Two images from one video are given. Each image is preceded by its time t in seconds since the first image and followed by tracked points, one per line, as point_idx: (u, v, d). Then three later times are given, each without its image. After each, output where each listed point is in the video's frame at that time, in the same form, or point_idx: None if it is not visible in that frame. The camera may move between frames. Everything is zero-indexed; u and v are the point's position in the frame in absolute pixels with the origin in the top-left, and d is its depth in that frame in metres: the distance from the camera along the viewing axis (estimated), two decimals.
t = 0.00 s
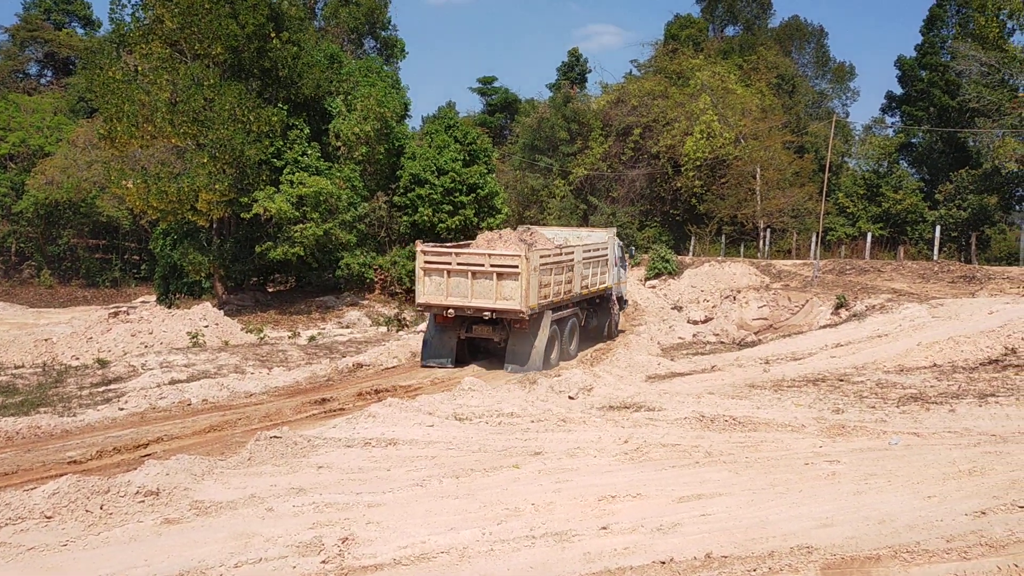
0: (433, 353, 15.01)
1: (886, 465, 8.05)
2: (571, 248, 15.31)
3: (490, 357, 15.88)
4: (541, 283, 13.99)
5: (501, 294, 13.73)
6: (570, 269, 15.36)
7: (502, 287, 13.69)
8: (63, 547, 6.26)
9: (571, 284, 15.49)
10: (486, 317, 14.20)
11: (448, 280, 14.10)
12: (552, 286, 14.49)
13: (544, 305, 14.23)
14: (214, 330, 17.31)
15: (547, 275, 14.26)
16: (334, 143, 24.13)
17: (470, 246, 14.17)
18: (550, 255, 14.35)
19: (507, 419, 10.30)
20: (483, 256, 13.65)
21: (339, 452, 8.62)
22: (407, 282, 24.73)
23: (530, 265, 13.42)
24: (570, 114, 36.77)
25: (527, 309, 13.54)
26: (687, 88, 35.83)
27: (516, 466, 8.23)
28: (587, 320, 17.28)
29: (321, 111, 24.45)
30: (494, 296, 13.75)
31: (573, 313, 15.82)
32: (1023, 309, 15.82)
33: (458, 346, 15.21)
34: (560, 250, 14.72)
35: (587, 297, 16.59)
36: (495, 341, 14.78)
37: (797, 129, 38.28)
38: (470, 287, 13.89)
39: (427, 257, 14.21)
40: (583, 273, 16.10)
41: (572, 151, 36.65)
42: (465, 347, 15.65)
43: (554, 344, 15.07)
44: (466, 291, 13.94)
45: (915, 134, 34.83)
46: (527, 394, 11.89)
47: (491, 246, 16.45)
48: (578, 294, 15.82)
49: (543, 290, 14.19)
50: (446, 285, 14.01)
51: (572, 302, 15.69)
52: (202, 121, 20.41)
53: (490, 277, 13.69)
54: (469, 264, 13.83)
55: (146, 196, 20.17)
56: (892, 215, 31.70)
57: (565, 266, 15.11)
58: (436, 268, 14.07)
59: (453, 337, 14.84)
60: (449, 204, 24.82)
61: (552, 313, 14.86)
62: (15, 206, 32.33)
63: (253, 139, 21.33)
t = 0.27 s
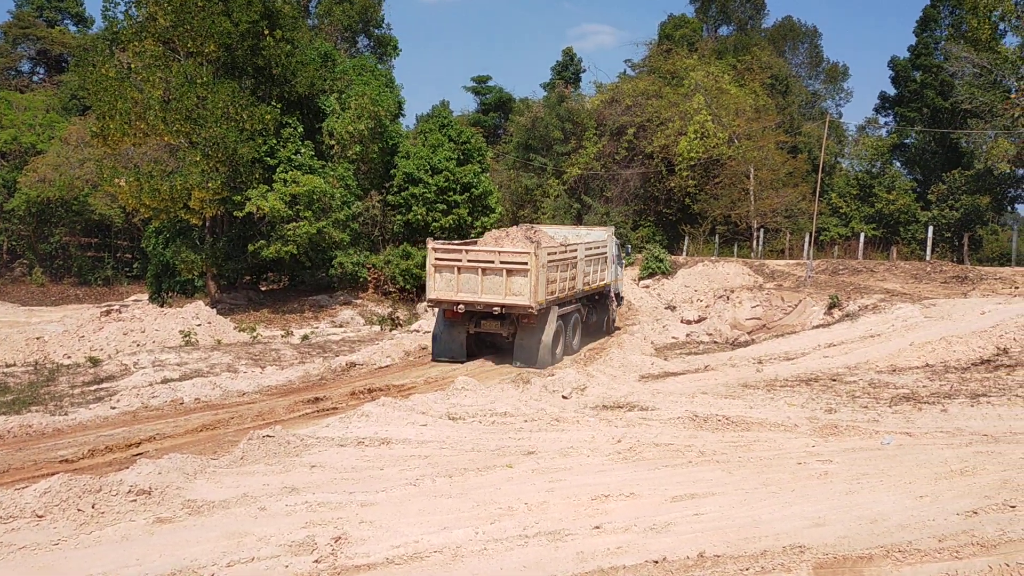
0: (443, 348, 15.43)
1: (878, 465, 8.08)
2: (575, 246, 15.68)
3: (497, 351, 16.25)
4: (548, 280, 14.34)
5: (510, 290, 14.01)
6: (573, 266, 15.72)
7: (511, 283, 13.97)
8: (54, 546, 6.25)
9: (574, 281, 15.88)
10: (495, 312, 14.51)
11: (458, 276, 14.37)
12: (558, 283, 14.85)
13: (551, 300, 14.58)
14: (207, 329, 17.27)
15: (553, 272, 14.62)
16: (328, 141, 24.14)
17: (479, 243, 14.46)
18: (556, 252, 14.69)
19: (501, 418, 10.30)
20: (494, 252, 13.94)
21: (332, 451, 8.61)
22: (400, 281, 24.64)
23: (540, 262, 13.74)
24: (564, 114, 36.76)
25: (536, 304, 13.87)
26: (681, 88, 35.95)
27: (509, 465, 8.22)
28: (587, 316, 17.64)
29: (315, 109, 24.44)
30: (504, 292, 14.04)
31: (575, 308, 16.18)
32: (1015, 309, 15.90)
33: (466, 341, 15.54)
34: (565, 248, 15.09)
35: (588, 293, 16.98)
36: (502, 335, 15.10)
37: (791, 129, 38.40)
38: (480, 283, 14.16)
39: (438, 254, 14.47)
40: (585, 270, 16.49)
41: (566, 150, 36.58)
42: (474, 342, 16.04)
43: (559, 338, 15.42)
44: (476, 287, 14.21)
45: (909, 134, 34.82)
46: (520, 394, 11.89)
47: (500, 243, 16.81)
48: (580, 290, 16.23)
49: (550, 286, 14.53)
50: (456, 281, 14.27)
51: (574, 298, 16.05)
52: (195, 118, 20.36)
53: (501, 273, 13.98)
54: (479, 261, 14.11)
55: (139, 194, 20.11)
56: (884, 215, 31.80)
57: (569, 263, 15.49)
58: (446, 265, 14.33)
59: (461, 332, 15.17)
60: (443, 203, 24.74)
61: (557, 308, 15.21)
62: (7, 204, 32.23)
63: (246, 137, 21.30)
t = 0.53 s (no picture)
0: (450, 344, 15.81)
1: (871, 464, 8.10)
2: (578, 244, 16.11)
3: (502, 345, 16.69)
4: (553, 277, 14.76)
5: (517, 287, 14.39)
6: (576, 264, 16.15)
7: (518, 280, 14.36)
8: (47, 545, 6.24)
9: (577, 279, 16.31)
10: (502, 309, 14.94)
11: (466, 274, 14.72)
12: (562, 280, 15.29)
13: (556, 297, 15.01)
14: (201, 328, 17.22)
15: (558, 269, 15.04)
16: (323, 140, 24.27)
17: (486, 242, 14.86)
18: (560, 251, 15.12)
19: (495, 418, 10.30)
20: (501, 251, 14.33)
21: (326, 450, 8.60)
22: (396, 280, 24.52)
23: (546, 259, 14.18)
24: (559, 113, 36.71)
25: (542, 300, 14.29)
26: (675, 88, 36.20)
27: (503, 464, 8.23)
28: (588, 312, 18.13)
29: (309, 108, 24.53)
30: (511, 289, 14.41)
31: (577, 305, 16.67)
32: (1007, 309, 15.96)
33: (473, 337, 15.96)
34: (569, 246, 15.52)
35: (589, 291, 17.43)
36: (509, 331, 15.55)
37: (785, 129, 38.52)
38: (488, 281, 14.54)
39: (447, 253, 14.82)
40: (586, 269, 16.93)
41: (561, 149, 36.48)
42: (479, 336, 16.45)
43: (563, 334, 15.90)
44: (484, 284, 14.58)
45: (903, 135, 34.44)
46: (515, 393, 11.89)
47: (505, 242, 17.74)
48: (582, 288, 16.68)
49: (555, 283, 14.96)
50: (465, 279, 14.63)
51: (577, 294, 16.52)
52: (189, 117, 20.34)
53: (508, 271, 14.38)
54: (487, 259, 14.49)
55: (132, 192, 20.04)
56: (878, 216, 31.88)
57: (572, 261, 15.93)
58: (455, 263, 14.69)
59: (468, 328, 15.58)
60: (437, 202, 24.67)
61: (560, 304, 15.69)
62: None
63: (241, 136, 21.29)
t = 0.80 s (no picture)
0: (458, 338, 16.26)
1: (865, 463, 8.12)
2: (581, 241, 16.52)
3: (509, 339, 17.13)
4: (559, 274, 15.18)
5: (525, 284, 14.81)
6: (580, 261, 16.57)
7: (525, 277, 14.77)
8: (40, 543, 6.23)
9: (580, 275, 16.72)
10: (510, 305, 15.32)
11: (475, 271, 15.09)
12: (567, 276, 15.71)
13: (562, 293, 15.44)
14: (196, 326, 17.18)
15: (564, 266, 15.46)
16: (318, 138, 24.18)
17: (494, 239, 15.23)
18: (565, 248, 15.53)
19: (490, 416, 10.29)
20: (509, 249, 14.71)
21: (321, 449, 8.60)
22: (391, 279, 24.50)
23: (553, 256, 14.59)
24: (554, 112, 36.41)
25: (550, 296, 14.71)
26: (671, 87, 36.55)
27: (498, 463, 8.23)
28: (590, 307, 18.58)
29: (304, 105, 24.13)
30: (519, 286, 14.80)
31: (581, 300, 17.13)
32: (1001, 309, 15.99)
33: (480, 332, 16.35)
34: (574, 243, 15.93)
35: (591, 287, 17.85)
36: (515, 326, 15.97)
37: (780, 129, 38.64)
38: (496, 277, 14.92)
39: (456, 250, 15.18)
40: (589, 265, 17.35)
41: (557, 148, 36.27)
42: (486, 331, 16.90)
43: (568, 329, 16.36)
44: (493, 281, 14.97)
45: (897, 134, 34.82)
46: (510, 392, 11.89)
47: (511, 239, 17.86)
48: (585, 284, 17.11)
49: (561, 280, 15.37)
50: (474, 276, 15.00)
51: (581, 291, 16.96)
52: (185, 114, 20.33)
53: (517, 268, 14.78)
54: (496, 256, 14.86)
55: (128, 190, 20.05)
56: (873, 215, 31.98)
57: (577, 258, 16.34)
58: (464, 261, 15.06)
59: (476, 323, 15.98)
60: (433, 200, 24.61)
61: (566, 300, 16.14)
62: None
63: (235, 134, 21.14)
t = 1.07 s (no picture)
0: (466, 334, 16.73)
1: (861, 463, 8.14)
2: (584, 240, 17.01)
3: (514, 336, 17.59)
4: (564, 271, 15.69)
5: (532, 281, 15.33)
6: (582, 259, 17.08)
7: (533, 275, 15.29)
8: (36, 541, 6.23)
9: (583, 273, 17.23)
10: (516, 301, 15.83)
11: (484, 269, 15.54)
12: (571, 274, 16.24)
13: (567, 290, 15.96)
14: (192, 324, 17.15)
15: (568, 263, 15.98)
16: (314, 137, 24.17)
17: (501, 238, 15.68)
18: (569, 246, 16.04)
19: (486, 415, 10.29)
20: (518, 248, 15.18)
21: (317, 447, 8.59)
22: (387, 277, 24.63)
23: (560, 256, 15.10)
24: (551, 111, 36.22)
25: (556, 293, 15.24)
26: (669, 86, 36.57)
27: (494, 462, 8.23)
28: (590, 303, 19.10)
29: (301, 104, 24.09)
30: (526, 283, 15.32)
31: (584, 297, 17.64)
32: (996, 309, 16.01)
33: (486, 328, 16.82)
34: (578, 241, 16.44)
35: (591, 283, 18.34)
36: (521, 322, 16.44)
37: (776, 129, 38.76)
38: (504, 275, 15.40)
39: (464, 248, 15.58)
40: (590, 263, 17.87)
41: (553, 147, 36.17)
42: (492, 327, 17.43)
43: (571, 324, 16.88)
44: (501, 278, 15.44)
45: (894, 135, 35.07)
46: (506, 391, 11.88)
47: (517, 238, 17.74)
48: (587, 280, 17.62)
49: (566, 277, 15.88)
50: (483, 274, 15.46)
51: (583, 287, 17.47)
52: (181, 112, 20.24)
53: (524, 266, 15.28)
54: (504, 255, 15.32)
55: (124, 187, 20.05)
56: (869, 215, 32.03)
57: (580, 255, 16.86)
58: (472, 259, 15.48)
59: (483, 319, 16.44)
60: (429, 199, 24.60)
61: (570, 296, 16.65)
62: None
63: (232, 132, 21.08)
